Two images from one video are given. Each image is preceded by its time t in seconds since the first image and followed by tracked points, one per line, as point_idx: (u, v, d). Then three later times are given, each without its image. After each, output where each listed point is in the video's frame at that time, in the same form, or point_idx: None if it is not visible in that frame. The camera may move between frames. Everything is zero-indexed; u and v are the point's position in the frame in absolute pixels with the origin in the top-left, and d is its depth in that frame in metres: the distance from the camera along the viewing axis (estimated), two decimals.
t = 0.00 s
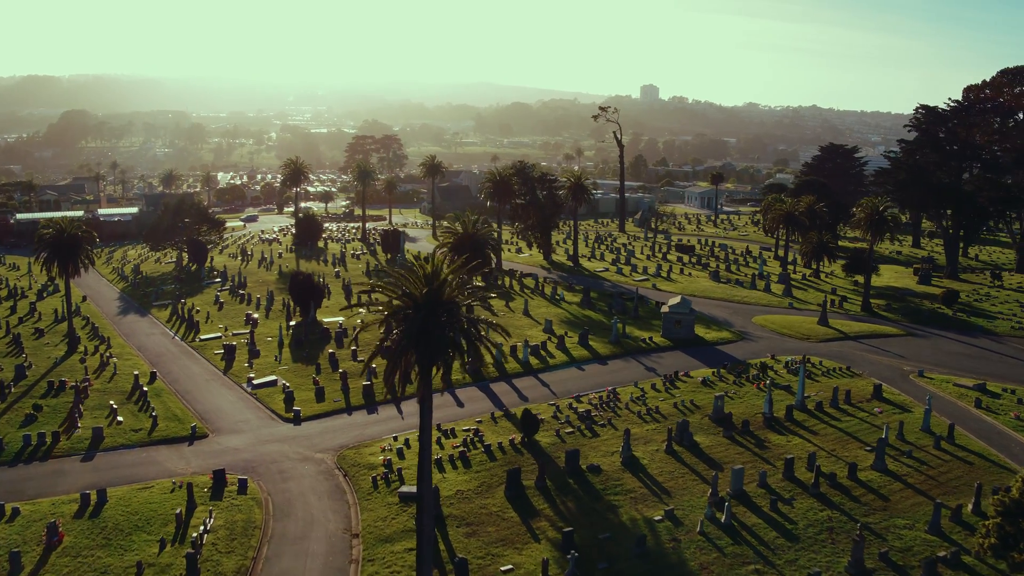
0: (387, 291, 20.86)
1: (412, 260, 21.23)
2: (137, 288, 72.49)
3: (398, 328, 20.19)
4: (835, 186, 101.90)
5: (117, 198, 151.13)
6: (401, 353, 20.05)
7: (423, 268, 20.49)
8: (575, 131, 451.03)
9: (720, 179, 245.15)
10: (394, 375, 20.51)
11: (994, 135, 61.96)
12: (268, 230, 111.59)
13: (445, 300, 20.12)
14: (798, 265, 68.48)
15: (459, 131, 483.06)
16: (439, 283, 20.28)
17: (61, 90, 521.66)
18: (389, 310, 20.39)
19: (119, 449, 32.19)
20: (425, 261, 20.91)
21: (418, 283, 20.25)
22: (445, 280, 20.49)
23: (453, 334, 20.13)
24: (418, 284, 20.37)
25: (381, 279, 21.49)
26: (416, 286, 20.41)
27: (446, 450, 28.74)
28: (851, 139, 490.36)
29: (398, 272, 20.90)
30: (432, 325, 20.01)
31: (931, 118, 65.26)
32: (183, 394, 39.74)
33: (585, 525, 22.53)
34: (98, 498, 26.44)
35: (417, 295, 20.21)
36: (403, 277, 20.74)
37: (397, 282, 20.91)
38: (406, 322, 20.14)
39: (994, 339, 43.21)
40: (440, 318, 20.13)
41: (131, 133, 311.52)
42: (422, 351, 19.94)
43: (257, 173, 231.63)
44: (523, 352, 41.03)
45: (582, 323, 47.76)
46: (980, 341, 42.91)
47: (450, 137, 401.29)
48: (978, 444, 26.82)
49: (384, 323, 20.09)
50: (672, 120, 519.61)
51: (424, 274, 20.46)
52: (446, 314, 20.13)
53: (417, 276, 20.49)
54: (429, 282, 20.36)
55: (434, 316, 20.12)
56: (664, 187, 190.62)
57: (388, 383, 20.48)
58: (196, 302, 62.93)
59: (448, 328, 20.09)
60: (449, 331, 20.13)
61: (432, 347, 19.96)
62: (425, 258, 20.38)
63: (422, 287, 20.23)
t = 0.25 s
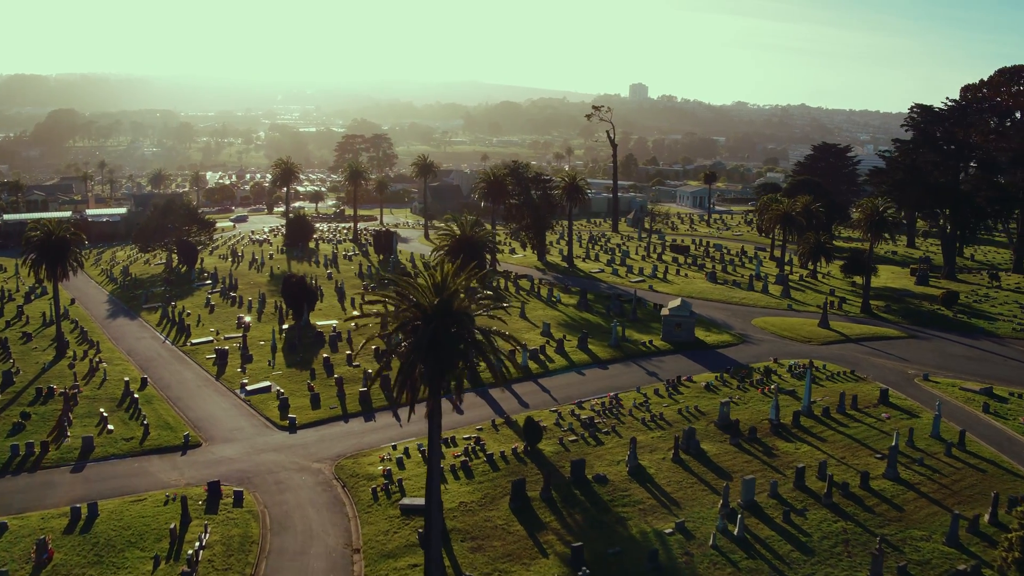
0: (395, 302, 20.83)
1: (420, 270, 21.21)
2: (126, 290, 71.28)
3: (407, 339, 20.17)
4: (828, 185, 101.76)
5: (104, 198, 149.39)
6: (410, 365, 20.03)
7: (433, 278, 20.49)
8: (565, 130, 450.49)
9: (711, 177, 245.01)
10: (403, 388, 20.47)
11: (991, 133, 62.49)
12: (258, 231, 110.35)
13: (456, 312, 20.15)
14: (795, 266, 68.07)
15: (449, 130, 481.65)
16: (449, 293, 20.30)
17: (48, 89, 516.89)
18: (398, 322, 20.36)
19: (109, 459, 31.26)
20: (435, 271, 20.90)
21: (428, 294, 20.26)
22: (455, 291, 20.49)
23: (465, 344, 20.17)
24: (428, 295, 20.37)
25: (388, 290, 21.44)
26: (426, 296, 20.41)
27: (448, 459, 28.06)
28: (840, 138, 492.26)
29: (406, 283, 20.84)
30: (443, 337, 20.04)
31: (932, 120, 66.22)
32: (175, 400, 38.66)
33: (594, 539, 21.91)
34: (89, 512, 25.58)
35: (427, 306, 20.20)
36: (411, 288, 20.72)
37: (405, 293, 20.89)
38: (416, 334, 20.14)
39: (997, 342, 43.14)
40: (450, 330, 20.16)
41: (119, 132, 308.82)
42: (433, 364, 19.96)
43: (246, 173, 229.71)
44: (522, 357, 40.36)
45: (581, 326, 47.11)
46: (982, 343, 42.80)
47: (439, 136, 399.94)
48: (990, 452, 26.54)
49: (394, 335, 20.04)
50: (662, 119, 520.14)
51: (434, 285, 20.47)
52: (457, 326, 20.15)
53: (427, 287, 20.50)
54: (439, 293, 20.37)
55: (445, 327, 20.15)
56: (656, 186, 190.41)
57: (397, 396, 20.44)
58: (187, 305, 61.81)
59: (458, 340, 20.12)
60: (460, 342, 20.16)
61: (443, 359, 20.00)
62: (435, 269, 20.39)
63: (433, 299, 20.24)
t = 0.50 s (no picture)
0: (406, 313, 20.91)
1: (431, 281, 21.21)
2: (115, 294, 69.95)
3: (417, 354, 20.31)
4: (822, 185, 101.47)
5: (92, 199, 147.58)
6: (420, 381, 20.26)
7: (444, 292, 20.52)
8: (555, 129, 449.86)
9: (701, 176, 244.87)
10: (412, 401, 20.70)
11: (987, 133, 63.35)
12: (248, 232, 109.05)
13: (468, 326, 20.24)
14: (792, 267, 67.57)
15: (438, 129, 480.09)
16: (461, 307, 20.35)
17: (33, 88, 511.85)
18: (408, 335, 20.44)
19: (99, 470, 30.29)
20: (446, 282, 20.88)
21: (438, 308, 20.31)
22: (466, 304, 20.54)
23: (476, 359, 20.32)
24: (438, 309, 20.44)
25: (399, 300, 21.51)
26: (436, 309, 20.49)
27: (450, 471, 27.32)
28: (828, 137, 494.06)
29: (417, 295, 20.87)
30: (454, 352, 20.18)
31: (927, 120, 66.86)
32: (166, 407, 37.47)
33: (603, 554, 21.25)
34: (79, 529, 24.67)
35: (438, 319, 20.28)
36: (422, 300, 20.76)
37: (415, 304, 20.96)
38: (427, 348, 20.26)
39: (999, 344, 42.94)
40: (462, 344, 20.27)
41: (107, 131, 306.02)
42: (443, 379, 20.14)
43: (235, 173, 227.77)
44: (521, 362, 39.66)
45: (579, 330, 46.38)
46: (985, 345, 42.56)
47: (429, 135, 398.52)
48: (1002, 459, 26.17)
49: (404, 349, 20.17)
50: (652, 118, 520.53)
51: (445, 298, 20.53)
52: (469, 341, 20.27)
53: (438, 300, 20.56)
54: (450, 306, 20.46)
55: (457, 341, 20.27)
56: (647, 185, 190.13)
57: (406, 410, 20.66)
58: (177, 309, 60.56)
59: (469, 355, 20.26)
60: (471, 357, 20.31)
61: (453, 374, 20.18)
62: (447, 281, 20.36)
63: (444, 313, 20.30)
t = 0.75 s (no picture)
0: (418, 331, 21.38)
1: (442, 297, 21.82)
2: (103, 297, 68.70)
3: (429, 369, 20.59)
4: (815, 186, 101.35)
5: (79, 200, 145.93)
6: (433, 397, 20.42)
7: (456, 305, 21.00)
8: (544, 129, 449.36)
9: (691, 175, 244.63)
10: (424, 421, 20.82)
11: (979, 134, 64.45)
12: (238, 234, 107.84)
13: (479, 341, 20.61)
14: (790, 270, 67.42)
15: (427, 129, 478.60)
16: (473, 322, 20.79)
17: (19, 88, 507.25)
18: (420, 352, 20.81)
19: (88, 482, 29.32)
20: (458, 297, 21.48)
21: (449, 322, 20.81)
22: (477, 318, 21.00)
23: (489, 375, 20.53)
24: (449, 323, 20.91)
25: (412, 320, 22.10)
26: (448, 325, 20.90)
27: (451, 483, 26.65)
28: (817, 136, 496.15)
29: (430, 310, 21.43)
30: (466, 366, 20.45)
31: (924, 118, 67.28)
32: (157, 416, 36.42)
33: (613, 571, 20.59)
34: (68, 546, 23.78)
35: (449, 334, 20.73)
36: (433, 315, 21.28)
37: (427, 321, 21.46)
38: (438, 363, 20.57)
39: (1001, 347, 42.56)
40: (474, 360, 20.57)
41: (95, 132, 303.41)
42: (454, 394, 20.31)
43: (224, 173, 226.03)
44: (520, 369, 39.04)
45: (577, 334, 45.73)
46: (987, 349, 42.11)
47: (418, 135, 397.17)
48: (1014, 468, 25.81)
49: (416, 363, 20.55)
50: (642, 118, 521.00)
51: (456, 313, 20.99)
52: (481, 354, 20.57)
53: (449, 315, 20.99)
54: (462, 321, 20.91)
55: (469, 357, 20.58)
56: (638, 185, 189.90)
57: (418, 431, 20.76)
58: (166, 313, 59.40)
59: (481, 369, 20.52)
60: (483, 371, 20.55)
61: (467, 391, 20.37)
62: (459, 295, 20.91)
63: (455, 326, 20.77)
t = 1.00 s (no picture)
0: (430, 348, 21.55)
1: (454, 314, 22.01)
2: (92, 302, 67.40)
3: (444, 388, 20.65)
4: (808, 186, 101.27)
5: (66, 201, 144.05)
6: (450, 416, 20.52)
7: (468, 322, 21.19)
8: (534, 129, 448.63)
9: (682, 175, 244.17)
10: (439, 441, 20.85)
11: (977, 133, 65.25)
12: (227, 236, 106.46)
13: (494, 357, 20.75)
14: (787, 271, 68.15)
15: (417, 129, 476.77)
16: (487, 339, 20.96)
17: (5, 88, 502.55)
18: (433, 370, 20.84)
19: (77, 494, 28.30)
20: (470, 313, 21.68)
21: (462, 338, 20.99)
22: (491, 334, 21.17)
23: (505, 393, 20.66)
24: (462, 339, 21.11)
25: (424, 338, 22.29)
26: (462, 342, 21.06)
27: (452, 496, 25.93)
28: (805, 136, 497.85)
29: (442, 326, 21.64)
30: (482, 384, 20.56)
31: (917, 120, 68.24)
32: (148, 425, 35.40)
33: None
34: (58, 565, 22.86)
35: (463, 352, 20.91)
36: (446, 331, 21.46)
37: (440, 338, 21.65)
38: (453, 382, 20.64)
39: (1004, 351, 43.18)
40: (489, 377, 20.71)
41: (82, 133, 300.54)
42: (470, 412, 20.39)
43: (213, 174, 224.05)
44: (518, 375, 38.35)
45: (575, 338, 45.08)
46: (990, 352, 42.67)
47: (407, 134, 395.45)
48: None
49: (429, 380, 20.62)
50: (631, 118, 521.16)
51: (470, 330, 21.14)
52: (496, 372, 20.70)
53: (462, 332, 21.16)
54: (476, 339, 21.06)
55: (484, 375, 20.71)
56: (629, 185, 189.55)
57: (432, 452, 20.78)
58: (155, 318, 58.21)
59: (496, 386, 20.64)
60: (498, 389, 20.66)
61: (483, 409, 20.45)
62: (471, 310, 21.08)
63: (468, 342, 20.94)
